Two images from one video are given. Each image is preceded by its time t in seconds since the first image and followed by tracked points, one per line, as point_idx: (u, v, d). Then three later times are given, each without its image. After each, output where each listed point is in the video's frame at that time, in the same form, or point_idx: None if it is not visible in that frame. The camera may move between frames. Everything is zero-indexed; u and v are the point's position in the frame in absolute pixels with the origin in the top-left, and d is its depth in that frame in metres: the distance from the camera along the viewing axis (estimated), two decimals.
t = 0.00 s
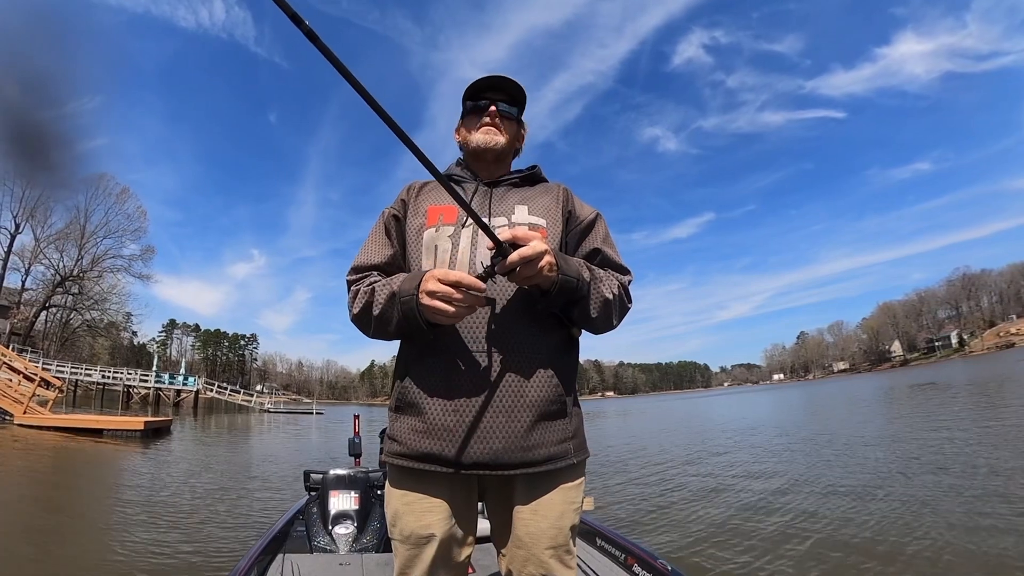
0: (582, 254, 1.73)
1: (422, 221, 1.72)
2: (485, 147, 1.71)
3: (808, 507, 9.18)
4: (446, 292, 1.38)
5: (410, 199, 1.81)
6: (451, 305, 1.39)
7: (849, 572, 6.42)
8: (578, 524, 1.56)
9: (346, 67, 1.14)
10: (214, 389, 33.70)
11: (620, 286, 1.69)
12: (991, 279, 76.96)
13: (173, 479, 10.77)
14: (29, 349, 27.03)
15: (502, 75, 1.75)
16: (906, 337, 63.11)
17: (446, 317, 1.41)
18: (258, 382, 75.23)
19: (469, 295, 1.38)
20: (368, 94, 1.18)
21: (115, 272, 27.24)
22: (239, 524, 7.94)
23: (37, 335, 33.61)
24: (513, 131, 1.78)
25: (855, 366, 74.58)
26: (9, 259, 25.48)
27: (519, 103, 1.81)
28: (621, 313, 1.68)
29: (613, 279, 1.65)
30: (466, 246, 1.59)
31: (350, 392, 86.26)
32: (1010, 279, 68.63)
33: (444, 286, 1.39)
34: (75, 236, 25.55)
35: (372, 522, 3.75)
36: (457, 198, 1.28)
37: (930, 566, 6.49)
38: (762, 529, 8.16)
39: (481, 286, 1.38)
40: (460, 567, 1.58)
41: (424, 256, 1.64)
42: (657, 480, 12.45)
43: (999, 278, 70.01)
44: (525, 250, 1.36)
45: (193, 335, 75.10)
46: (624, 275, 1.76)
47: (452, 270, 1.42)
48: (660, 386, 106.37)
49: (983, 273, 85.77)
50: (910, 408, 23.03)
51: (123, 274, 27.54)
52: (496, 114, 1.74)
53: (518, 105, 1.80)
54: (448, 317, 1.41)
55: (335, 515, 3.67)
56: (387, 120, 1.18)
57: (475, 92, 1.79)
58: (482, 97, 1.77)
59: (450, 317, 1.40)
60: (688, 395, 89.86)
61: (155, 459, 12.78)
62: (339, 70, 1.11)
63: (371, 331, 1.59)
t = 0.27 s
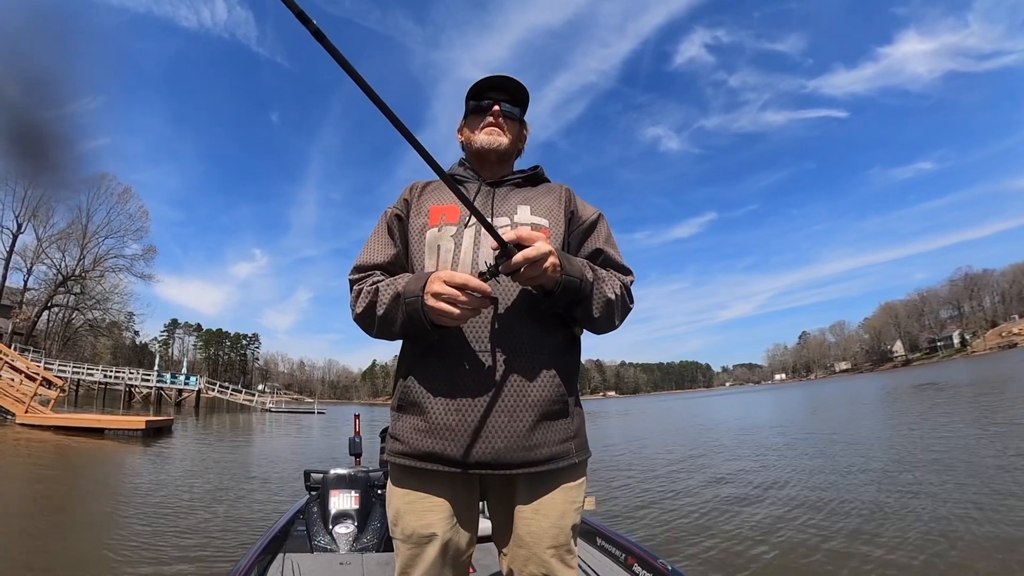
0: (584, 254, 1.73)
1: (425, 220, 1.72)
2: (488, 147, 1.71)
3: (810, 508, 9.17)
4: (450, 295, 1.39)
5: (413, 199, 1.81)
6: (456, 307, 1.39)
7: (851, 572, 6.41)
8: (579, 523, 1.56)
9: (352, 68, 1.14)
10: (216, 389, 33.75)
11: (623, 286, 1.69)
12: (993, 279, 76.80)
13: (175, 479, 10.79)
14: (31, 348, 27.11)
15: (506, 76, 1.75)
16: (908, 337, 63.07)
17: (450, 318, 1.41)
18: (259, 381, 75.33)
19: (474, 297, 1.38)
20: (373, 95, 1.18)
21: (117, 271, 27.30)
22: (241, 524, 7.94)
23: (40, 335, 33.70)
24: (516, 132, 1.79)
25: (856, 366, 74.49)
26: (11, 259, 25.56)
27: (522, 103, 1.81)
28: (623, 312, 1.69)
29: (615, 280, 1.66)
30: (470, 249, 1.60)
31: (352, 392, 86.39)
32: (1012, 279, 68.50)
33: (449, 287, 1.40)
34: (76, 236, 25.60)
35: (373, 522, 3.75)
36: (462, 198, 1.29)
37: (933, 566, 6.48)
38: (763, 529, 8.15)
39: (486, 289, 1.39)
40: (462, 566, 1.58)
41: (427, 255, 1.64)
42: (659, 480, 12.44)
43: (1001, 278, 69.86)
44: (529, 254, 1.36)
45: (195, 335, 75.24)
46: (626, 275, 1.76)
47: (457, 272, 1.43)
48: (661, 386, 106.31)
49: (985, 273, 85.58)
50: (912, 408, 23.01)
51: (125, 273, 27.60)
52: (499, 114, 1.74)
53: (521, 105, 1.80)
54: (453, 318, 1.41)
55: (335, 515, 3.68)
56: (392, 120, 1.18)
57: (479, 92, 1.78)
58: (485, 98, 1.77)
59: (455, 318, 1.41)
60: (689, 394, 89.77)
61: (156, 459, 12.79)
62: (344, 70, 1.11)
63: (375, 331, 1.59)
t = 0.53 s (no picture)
0: (585, 254, 1.73)
1: (426, 221, 1.72)
2: (490, 147, 1.72)
3: (812, 508, 9.16)
4: (452, 295, 1.39)
5: (414, 199, 1.81)
6: (457, 307, 1.39)
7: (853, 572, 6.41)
8: (580, 522, 1.56)
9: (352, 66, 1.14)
10: (218, 388, 33.80)
11: (623, 285, 1.69)
12: (996, 279, 76.66)
13: (176, 478, 10.81)
14: (33, 348, 27.18)
15: (508, 77, 1.76)
16: (910, 337, 63.00)
17: (452, 318, 1.41)
18: (261, 381, 75.45)
19: (475, 297, 1.38)
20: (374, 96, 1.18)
21: (119, 271, 27.35)
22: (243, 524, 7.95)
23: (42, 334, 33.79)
24: (518, 133, 1.79)
25: (858, 366, 74.39)
26: (14, 259, 25.64)
27: (523, 104, 1.81)
28: (623, 312, 1.69)
29: (615, 279, 1.66)
30: (471, 249, 1.60)
31: (353, 391, 86.51)
32: (1014, 279, 68.36)
33: (451, 287, 1.40)
34: (78, 236, 25.66)
35: (373, 522, 3.75)
36: (463, 197, 1.29)
37: (935, 566, 6.47)
38: (764, 529, 8.15)
39: (487, 288, 1.38)
40: (462, 566, 1.58)
41: (427, 256, 1.64)
42: (660, 480, 12.42)
43: (1004, 278, 69.71)
44: (530, 253, 1.36)
45: (197, 335, 75.39)
46: (627, 275, 1.76)
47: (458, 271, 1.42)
48: (663, 386, 106.26)
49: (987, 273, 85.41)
50: (914, 408, 22.99)
51: (127, 273, 27.67)
52: (501, 114, 1.74)
53: (523, 106, 1.81)
54: (454, 319, 1.41)
55: (336, 514, 3.68)
56: (393, 118, 1.18)
57: (480, 93, 1.78)
58: (487, 98, 1.78)
59: (457, 318, 1.41)
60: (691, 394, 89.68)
61: (158, 458, 12.80)
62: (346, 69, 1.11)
63: (376, 330, 1.59)
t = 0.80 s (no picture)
0: (585, 255, 1.73)
1: (427, 220, 1.71)
2: (493, 147, 1.73)
3: (813, 507, 9.15)
4: (455, 290, 1.40)
5: (415, 199, 1.81)
6: (460, 301, 1.39)
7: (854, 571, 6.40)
8: (580, 521, 1.56)
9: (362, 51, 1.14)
10: (220, 388, 33.86)
11: (625, 285, 1.69)
12: (999, 279, 76.44)
13: (178, 478, 10.83)
14: (36, 347, 27.25)
15: (513, 77, 1.76)
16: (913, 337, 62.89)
17: (453, 312, 1.41)
18: (264, 380, 75.57)
19: (478, 291, 1.40)
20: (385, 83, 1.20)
21: (121, 271, 27.42)
22: (245, 523, 7.96)
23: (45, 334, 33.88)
24: (521, 134, 1.80)
25: (861, 366, 74.23)
26: (17, 259, 25.74)
27: (527, 104, 1.81)
28: (625, 311, 1.69)
29: (615, 280, 1.66)
30: (473, 248, 1.61)
31: (356, 391, 86.62)
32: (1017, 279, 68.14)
33: (453, 280, 1.41)
34: (81, 235, 25.71)
35: (373, 522, 3.75)
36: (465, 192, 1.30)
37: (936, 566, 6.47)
38: (766, 529, 8.14)
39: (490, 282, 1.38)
40: (462, 567, 1.58)
41: (428, 256, 1.65)
42: (661, 479, 12.42)
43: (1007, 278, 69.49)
44: (532, 245, 1.37)
45: (200, 335, 75.55)
46: (627, 276, 1.76)
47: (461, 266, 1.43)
48: (665, 386, 106.14)
49: (991, 274, 85.08)
50: (916, 408, 22.95)
51: (129, 273, 27.73)
52: (506, 115, 1.74)
53: (526, 108, 1.81)
54: (456, 315, 1.42)
55: (337, 513, 3.69)
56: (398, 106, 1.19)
57: (484, 93, 1.78)
58: (490, 99, 1.78)
59: (459, 311, 1.41)
60: (693, 394, 89.57)
61: (160, 457, 12.83)
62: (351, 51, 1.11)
63: (377, 328, 1.60)
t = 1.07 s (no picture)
0: (587, 254, 1.73)
1: (429, 219, 1.72)
2: (497, 148, 1.73)
3: (816, 508, 9.12)
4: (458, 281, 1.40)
5: (418, 198, 1.81)
6: (462, 291, 1.39)
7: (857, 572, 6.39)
8: (582, 520, 1.56)
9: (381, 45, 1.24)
10: (223, 387, 33.95)
11: (626, 284, 1.69)
12: (1003, 278, 76.13)
13: (180, 476, 10.86)
14: (39, 347, 27.35)
15: (518, 79, 1.77)
16: (916, 337, 62.74)
17: (455, 303, 1.42)
18: (266, 379, 75.66)
19: (481, 284, 1.40)
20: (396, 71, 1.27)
21: (124, 270, 27.50)
22: (246, 522, 7.98)
23: (48, 333, 33.99)
24: (525, 137, 1.80)
25: (864, 366, 74.03)
26: (20, 258, 25.81)
27: (531, 107, 1.82)
28: (626, 310, 1.69)
29: (618, 279, 1.66)
30: (475, 245, 1.61)
31: (358, 391, 86.75)
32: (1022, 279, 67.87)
33: (456, 272, 1.40)
34: (84, 235, 25.79)
35: (374, 521, 3.75)
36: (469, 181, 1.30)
37: (939, 566, 6.45)
38: (767, 529, 8.13)
39: (492, 272, 1.39)
40: (464, 566, 1.58)
41: (431, 254, 1.65)
42: (663, 479, 12.41)
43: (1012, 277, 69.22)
44: (534, 236, 1.38)
45: (203, 334, 75.72)
46: (630, 276, 1.76)
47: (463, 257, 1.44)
48: (667, 386, 105.98)
49: (995, 274, 84.78)
50: (919, 408, 22.89)
51: (132, 272, 27.81)
52: (510, 117, 1.75)
53: (530, 110, 1.82)
54: (459, 307, 1.42)
55: (338, 513, 3.69)
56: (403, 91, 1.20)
57: (489, 93, 1.78)
58: (495, 100, 1.77)
59: (461, 303, 1.41)
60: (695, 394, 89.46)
61: (162, 457, 12.86)
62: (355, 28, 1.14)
63: (379, 325, 1.60)
